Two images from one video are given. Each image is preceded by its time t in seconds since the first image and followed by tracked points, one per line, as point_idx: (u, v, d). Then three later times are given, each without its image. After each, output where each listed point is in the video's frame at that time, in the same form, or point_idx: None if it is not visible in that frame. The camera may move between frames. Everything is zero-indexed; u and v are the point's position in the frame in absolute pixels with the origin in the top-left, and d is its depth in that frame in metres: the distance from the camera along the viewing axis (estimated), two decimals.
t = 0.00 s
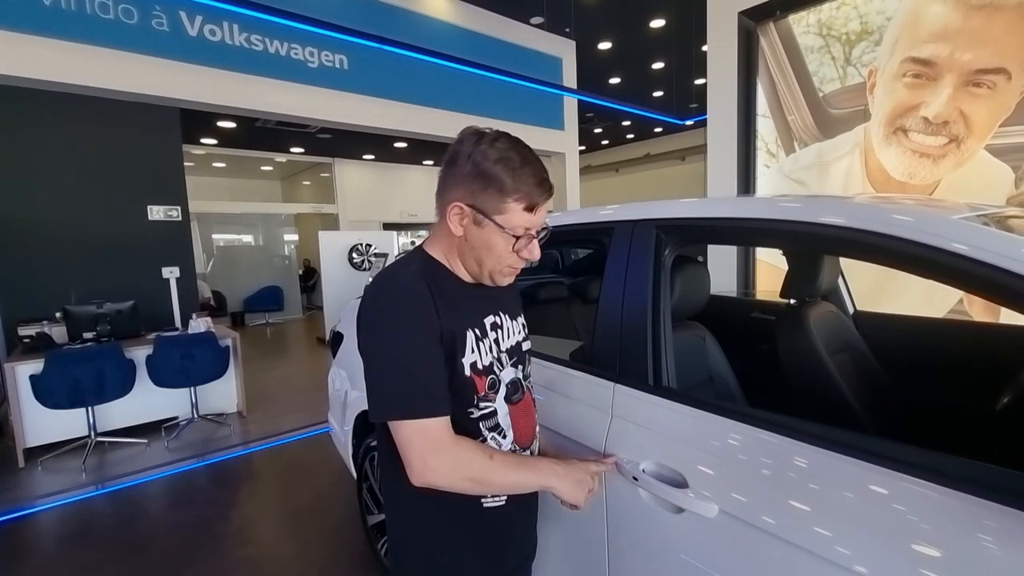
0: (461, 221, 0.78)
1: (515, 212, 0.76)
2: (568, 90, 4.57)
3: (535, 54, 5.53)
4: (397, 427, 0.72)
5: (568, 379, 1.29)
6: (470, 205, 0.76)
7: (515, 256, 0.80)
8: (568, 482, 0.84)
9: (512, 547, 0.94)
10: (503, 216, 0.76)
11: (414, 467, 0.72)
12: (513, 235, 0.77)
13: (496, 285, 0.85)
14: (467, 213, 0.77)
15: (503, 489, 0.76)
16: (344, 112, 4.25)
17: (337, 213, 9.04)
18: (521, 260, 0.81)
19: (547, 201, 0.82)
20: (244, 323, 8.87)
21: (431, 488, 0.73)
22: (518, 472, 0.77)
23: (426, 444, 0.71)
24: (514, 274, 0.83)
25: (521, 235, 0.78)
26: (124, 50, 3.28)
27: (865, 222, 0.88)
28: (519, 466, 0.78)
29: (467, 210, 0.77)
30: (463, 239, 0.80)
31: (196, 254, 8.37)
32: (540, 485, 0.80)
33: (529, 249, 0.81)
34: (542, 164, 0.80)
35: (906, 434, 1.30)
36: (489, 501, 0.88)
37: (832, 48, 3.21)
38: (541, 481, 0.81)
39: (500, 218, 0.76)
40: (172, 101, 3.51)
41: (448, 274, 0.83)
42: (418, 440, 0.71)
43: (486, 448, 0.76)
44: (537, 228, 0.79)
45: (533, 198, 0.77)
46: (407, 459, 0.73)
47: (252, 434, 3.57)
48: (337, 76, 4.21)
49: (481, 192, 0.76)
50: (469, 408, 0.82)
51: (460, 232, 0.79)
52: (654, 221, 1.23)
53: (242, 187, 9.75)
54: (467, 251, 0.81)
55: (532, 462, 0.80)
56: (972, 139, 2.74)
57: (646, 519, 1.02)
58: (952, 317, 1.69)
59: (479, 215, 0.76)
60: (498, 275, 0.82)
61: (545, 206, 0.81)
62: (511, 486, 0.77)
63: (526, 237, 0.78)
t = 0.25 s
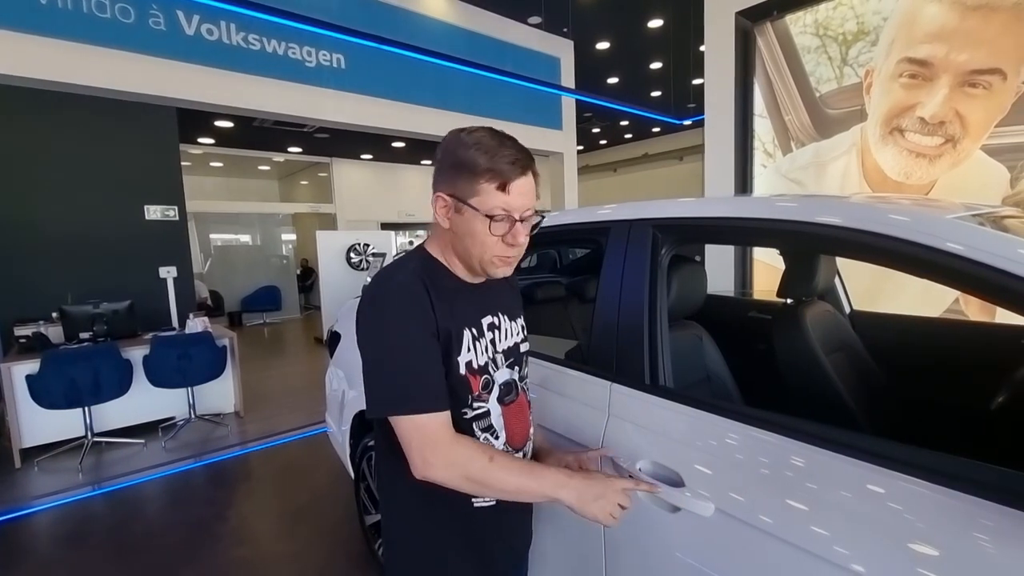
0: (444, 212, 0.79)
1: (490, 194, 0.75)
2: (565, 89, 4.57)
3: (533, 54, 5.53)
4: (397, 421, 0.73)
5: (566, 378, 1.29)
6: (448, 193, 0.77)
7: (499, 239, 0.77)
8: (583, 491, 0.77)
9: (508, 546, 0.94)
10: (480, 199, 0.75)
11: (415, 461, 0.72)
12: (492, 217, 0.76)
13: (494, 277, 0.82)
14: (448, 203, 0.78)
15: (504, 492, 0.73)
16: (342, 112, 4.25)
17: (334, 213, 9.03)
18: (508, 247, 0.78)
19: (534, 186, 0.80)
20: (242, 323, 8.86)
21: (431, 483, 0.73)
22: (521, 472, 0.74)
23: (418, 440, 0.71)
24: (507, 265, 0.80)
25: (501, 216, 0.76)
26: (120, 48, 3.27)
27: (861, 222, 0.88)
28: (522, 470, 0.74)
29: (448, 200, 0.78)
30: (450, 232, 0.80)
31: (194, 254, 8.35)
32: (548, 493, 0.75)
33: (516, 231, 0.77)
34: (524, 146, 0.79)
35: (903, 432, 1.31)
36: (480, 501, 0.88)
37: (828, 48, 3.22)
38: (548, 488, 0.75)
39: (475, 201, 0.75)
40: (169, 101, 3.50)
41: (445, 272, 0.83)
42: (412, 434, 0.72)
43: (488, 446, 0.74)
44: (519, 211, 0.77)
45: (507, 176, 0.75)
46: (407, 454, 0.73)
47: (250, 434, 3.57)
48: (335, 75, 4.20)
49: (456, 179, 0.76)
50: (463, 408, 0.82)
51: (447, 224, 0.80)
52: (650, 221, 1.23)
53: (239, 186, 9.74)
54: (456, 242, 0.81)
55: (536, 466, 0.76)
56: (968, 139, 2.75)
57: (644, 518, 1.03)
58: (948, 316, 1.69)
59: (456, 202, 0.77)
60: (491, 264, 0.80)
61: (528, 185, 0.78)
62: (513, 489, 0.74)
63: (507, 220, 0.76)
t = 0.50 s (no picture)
0: (431, 195, 0.85)
1: (461, 167, 0.79)
2: (564, 89, 4.58)
3: (532, 53, 5.54)
4: (378, 414, 0.72)
5: (565, 378, 1.29)
6: (434, 175, 0.84)
7: (467, 212, 0.79)
8: (562, 498, 0.75)
9: (505, 546, 0.94)
10: (453, 174, 0.80)
11: (393, 456, 0.72)
12: (462, 190, 0.79)
13: (472, 261, 0.83)
14: (434, 185, 0.84)
15: (479, 494, 0.72)
16: (341, 111, 4.24)
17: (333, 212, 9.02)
18: (477, 221, 0.80)
19: (513, 168, 0.81)
20: (240, 323, 8.85)
21: (406, 477, 0.73)
22: (500, 477, 0.72)
23: (398, 435, 0.71)
24: (480, 243, 0.81)
25: (471, 190, 0.79)
26: (118, 48, 3.26)
27: (858, 222, 0.88)
28: (500, 474, 0.72)
29: (434, 184, 0.84)
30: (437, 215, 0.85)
31: (192, 254, 8.34)
32: (525, 498, 0.74)
33: (486, 206, 0.79)
34: (507, 134, 0.83)
35: (899, 432, 1.31)
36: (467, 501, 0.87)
37: (826, 49, 3.23)
38: (526, 494, 0.74)
39: (450, 176, 0.80)
40: (167, 100, 3.50)
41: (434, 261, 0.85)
42: (389, 428, 0.72)
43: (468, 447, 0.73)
44: (489, 185, 0.79)
45: (479, 151, 0.79)
46: (386, 447, 0.73)
47: (248, 434, 3.56)
48: (333, 75, 4.19)
49: (440, 161, 0.83)
50: (453, 406, 0.82)
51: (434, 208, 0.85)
52: (648, 221, 1.23)
53: (237, 186, 9.72)
54: (440, 223, 0.85)
55: (515, 471, 0.74)
56: (965, 139, 2.75)
57: (642, 517, 1.03)
58: (946, 316, 1.70)
59: (438, 181, 0.83)
60: (462, 241, 0.81)
61: (505, 165, 0.80)
62: (489, 492, 0.72)
63: (475, 192, 0.79)
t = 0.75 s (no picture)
0: (447, 195, 0.85)
1: (481, 175, 0.79)
2: (564, 89, 4.57)
3: (531, 54, 5.54)
4: (374, 410, 0.72)
5: (565, 378, 1.29)
6: (453, 176, 0.83)
7: (480, 221, 0.79)
8: (554, 502, 0.74)
9: (504, 547, 0.94)
10: (473, 180, 0.80)
11: (386, 451, 0.73)
12: (479, 197, 0.79)
13: (475, 269, 0.83)
14: (452, 186, 0.84)
15: (470, 494, 0.72)
16: (340, 112, 4.25)
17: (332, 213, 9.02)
18: (487, 231, 0.79)
19: (532, 183, 0.81)
20: (240, 323, 8.85)
21: (398, 473, 0.73)
22: (493, 479, 0.72)
23: (393, 432, 0.71)
24: (487, 252, 0.81)
25: (487, 199, 0.79)
26: (118, 48, 3.26)
27: (857, 223, 0.88)
28: (491, 476, 0.72)
29: (453, 184, 0.84)
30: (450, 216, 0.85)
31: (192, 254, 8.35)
32: (515, 500, 0.73)
33: (499, 217, 0.79)
34: (532, 148, 0.83)
35: (899, 431, 1.31)
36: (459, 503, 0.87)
37: (826, 49, 3.23)
38: (517, 496, 0.73)
39: (469, 182, 0.80)
40: (166, 101, 3.50)
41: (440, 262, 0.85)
42: (383, 424, 0.72)
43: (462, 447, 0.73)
44: (505, 197, 0.79)
45: (503, 162, 0.79)
46: (380, 442, 0.73)
47: (248, 434, 3.56)
48: (332, 75, 4.20)
49: (462, 164, 0.83)
50: (448, 405, 0.82)
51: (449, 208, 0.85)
52: (647, 221, 1.23)
53: (237, 187, 9.72)
54: (451, 225, 0.85)
55: (508, 473, 0.74)
56: (964, 140, 2.75)
57: (641, 517, 1.03)
58: (946, 317, 1.70)
59: (457, 184, 0.83)
60: (470, 247, 0.81)
61: (525, 180, 0.80)
62: (480, 493, 0.72)
63: (490, 201, 0.79)
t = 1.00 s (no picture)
0: (454, 195, 0.84)
1: (490, 175, 0.79)
2: (564, 89, 4.57)
3: (531, 54, 5.54)
4: (375, 412, 0.72)
5: (566, 379, 1.28)
6: (460, 176, 0.83)
7: (489, 221, 0.79)
8: (555, 506, 0.74)
9: (505, 548, 0.94)
10: (482, 180, 0.80)
11: (386, 453, 0.72)
12: (488, 197, 0.79)
13: (483, 268, 0.83)
14: (458, 186, 0.83)
15: (470, 498, 0.72)
16: (340, 112, 4.25)
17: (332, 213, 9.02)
18: (496, 231, 0.79)
19: (540, 184, 0.82)
20: (240, 323, 8.86)
21: (398, 476, 0.73)
22: (495, 482, 0.72)
23: (394, 435, 0.71)
24: (495, 253, 0.80)
25: (496, 199, 0.79)
26: (118, 49, 3.26)
27: (857, 223, 0.88)
28: (492, 480, 0.72)
29: (459, 184, 0.84)
30: (455, 215, 0.85)
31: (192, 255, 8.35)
32: (516, 504, 0.73)
33: (508, 218, 0.79)
34: (540, 149, 0.83)
35: (900, 432, 1.31)
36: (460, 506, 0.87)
37: (826, 49, 3.23)
38: (518, 500, 0.73)
39: (478, 182, 0.80)
40: (166, 101, 3.50)
41: (446, 262, 0.85)
42: (384, 427, 0.72)
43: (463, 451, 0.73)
44: (514, 198, 0.79)
45: (512, 162, 0.79)
46: (380, 444, 0.73)
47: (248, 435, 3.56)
48: (333, 76, 4.20)
49: (469, 163, 0.83)
50: (449, 407, 0.82)
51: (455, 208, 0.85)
52: (647, 222, 1.23)
53: (237, 187, 9.72)
54: (457, 225, 0.84)
55: (509, 477, 0.74)
56: (964, 140, 2.75)
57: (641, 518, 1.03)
58: (946, 317, 1.70)
59: (464, 184, 0.82)
60: (478, 247, 0.81)
61: (533, 180, 0.80)
62: (480, 497, 0.72)
63: (499, 202, 0.79)
